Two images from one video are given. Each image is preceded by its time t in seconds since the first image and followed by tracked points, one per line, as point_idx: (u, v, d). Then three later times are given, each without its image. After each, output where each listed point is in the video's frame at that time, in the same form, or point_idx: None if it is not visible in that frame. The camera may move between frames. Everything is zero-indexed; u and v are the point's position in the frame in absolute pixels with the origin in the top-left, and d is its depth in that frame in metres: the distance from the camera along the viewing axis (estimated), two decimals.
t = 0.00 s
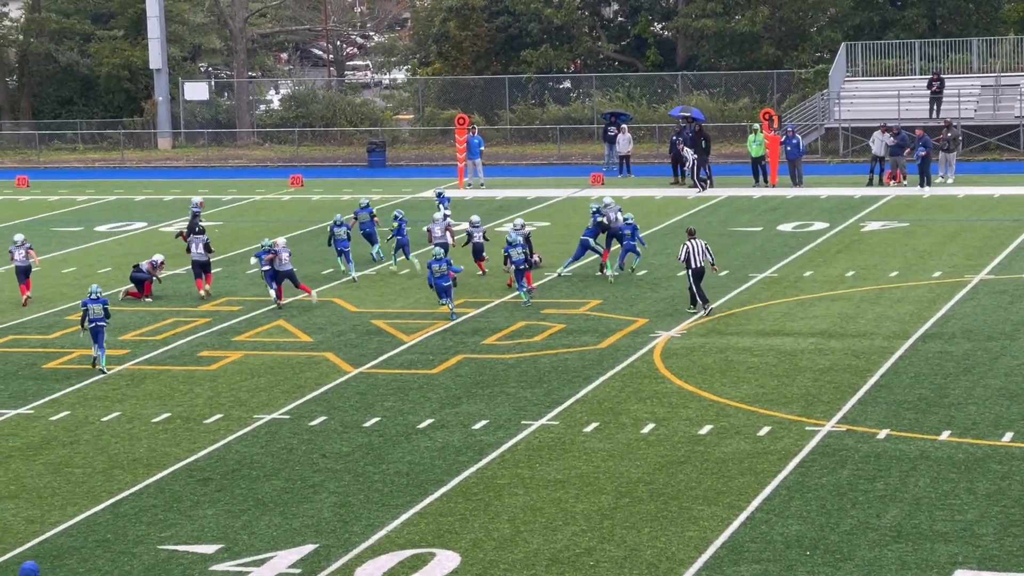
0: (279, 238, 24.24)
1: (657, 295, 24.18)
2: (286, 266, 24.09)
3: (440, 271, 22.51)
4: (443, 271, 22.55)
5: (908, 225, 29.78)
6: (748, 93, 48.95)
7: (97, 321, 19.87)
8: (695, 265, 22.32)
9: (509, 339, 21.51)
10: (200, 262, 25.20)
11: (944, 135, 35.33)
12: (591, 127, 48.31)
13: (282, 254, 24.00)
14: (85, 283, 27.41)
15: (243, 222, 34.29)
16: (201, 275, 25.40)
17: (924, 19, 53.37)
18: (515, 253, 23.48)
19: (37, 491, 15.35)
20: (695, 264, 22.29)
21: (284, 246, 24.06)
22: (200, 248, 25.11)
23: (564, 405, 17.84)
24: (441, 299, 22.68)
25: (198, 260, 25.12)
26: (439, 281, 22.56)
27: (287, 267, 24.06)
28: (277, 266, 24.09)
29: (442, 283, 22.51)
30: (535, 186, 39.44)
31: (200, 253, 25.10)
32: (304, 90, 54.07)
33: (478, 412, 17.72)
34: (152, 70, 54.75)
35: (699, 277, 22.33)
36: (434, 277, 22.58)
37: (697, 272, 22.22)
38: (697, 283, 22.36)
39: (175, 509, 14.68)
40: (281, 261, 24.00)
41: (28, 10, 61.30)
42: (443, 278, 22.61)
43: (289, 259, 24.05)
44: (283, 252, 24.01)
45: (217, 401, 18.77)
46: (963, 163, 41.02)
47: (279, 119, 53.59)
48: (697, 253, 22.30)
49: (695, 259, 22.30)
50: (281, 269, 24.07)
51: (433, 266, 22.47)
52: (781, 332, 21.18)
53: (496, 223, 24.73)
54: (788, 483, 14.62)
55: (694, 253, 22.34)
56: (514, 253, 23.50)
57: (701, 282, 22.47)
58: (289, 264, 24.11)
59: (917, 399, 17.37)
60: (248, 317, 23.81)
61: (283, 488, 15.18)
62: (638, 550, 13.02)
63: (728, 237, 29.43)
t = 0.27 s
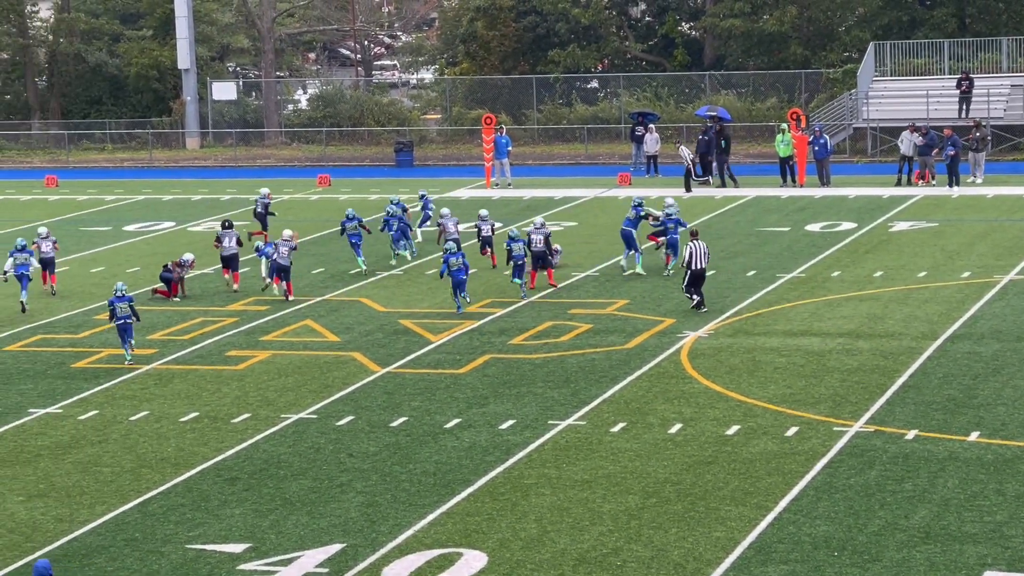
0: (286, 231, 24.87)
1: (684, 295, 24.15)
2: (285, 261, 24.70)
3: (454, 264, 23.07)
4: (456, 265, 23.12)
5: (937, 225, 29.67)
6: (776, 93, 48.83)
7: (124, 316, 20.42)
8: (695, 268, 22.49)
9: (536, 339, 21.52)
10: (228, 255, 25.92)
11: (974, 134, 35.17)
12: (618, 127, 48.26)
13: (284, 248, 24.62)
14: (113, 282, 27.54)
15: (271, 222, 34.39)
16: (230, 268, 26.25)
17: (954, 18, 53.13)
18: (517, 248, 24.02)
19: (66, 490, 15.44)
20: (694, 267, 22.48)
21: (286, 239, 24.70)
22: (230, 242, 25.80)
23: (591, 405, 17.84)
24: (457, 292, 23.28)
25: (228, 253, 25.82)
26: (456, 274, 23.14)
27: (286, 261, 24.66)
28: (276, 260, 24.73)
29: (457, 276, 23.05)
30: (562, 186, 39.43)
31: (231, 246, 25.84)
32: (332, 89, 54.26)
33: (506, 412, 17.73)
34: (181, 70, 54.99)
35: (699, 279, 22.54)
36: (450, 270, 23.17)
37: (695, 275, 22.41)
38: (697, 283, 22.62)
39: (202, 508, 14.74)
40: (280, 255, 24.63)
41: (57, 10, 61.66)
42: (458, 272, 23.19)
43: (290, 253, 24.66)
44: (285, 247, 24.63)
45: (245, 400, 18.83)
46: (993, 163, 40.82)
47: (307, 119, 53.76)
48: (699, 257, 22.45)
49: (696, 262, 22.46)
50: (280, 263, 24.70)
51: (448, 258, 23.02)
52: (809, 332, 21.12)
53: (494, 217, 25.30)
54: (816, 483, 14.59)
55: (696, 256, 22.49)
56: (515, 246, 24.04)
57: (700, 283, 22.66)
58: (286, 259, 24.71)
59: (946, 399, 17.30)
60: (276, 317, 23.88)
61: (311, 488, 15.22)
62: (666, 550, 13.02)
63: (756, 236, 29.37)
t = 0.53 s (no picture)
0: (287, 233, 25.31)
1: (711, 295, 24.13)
2: (285, 260, 25.13)
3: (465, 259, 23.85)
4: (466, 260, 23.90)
5: (965, 226, 29.54)
6: (804, 94, 48.72)
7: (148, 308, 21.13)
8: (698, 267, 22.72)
9: (563, 340, 21.53)
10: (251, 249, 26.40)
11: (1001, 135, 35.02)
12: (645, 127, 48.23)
13: (281, 249, 25.07)
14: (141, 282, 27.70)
15: (299, 222, 34.50)
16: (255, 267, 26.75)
17: (983, 19, 52.88)
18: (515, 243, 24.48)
19: (94, 489, 15.54)
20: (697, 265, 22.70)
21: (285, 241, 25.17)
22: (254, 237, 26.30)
23: (618, 406, 17.85)
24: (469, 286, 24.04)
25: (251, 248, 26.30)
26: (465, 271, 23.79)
27: (287, 262, 25.08)
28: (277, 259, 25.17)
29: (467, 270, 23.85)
30: (589, 186, 39.43)
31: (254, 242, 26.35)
32: (359, 90, 54.39)
33: (533, 412, 17.75)
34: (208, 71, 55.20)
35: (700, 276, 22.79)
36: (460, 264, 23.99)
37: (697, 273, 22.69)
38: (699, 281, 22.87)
39: (230, 508, 14.80)
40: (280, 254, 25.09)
41: (86, 11, 61.98)
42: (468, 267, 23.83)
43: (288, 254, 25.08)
44: (283, 248, 25.08)
45: (272, 401, 18.90)
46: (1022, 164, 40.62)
47: (334, 119, 53.90)
48: (701, 255, 22.66)
49: (697, 260, 22.71)
50: (280, 262, 25.14)
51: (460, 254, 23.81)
52: (837, 333, 21.07)
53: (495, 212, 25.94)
54: (844, 485, 14.55)
55: (698, 254, 22.70)
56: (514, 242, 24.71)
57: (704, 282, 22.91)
58: (287, 258, 25.14)
59: (975, 401, 17.22)
60: (303, 317, 23.97)
61: (338, 488, 15.27)
62: (693, 551, 13.01)
63: (783, 237, 29.32)
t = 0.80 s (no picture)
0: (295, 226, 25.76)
1: (738, 297, 24.10)
2: (295, 254, 25.60)
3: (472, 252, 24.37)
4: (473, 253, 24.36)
5: (993, 228, 29.42)
6: (831, 95, 48.60)
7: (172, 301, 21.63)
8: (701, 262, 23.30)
9: (589, 341, 21.54)
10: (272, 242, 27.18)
11: None
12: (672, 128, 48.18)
13: (291, 243, 25.53)
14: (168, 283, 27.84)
15: (324, 223, 34.62)
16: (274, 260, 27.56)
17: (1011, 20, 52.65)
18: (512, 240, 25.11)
19: (120, 489, 15.63)
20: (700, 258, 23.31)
21: (294, 234, 25.62)
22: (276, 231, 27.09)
23: (644, 407, 17.84)
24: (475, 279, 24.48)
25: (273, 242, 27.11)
26: (473, 263, 24.41)
27: (297, 255, 25.56)
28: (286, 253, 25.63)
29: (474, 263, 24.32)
30: (615, 188, 39.41)
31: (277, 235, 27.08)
32: (386, 91, 54.48)
33: (559, 413, 17.76)
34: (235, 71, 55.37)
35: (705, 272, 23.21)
36: (468, 259, 24.43)
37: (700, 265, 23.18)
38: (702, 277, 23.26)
39: (256, 509, 14.87)
40: (291, 248, 25.54)
41: (113, 12, 62.29)
42: (476, 261, 24.48)
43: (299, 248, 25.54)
44: (292, 241, 25.53)
45: (298, 402, 18.97)
46: None
47: (361, 120, 54.01)
48: (704, 248, 23.36)
49: (700, 253, 23.34)
50: (290, 255, 25.60)
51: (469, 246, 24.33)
52: (863, 335, 21.02)
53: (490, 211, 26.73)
54: (871, 487, 14.51)
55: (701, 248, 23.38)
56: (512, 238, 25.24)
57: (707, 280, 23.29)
58: (297, 251, 25.62)
59: (1002, 404, 17.16)
60: (329, 318, 24.04)
61: (363, 489, 15.32)
62: (719, 553, 13.00)
63: (810, 239, 29.26)
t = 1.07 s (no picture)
0: (312, 231, 26.05)
1: (763, 300, 24.07)
2: (309, 257, 25.81)
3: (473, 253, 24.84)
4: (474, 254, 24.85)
5: (1020, 232, 29.30)
6: (857, 98, 48.48)
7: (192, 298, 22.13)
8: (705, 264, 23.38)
9: (615, 344, 21.56)
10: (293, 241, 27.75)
11: None
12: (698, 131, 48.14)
13: (308, 245, 25.79)
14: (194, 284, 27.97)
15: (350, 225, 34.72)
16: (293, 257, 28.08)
17: None
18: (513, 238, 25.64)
19: (146, 491, 15.72)
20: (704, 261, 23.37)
21: (311, 238, 25.89)
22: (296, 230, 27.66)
23: (670, 410, 17.85)
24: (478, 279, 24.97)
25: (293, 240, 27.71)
26: (473, 262, 24.91)
27: (311, 257, 25.76)
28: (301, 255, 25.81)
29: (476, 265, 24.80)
30: (641, 191, 39.39)
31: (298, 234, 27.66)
32: (412, 93, 54.61)
33: (584, 416, 17.78)
34: (261, 74, 55.58)
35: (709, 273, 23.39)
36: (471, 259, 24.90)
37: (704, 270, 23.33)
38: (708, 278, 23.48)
39: (281, 511, 14.92)
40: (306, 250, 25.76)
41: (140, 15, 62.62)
42: (477, 260, 24.96)
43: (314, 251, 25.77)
44: (310, 244, 25.78)
45: (323, 404, 19.04)
46: None
47: (387, 123, 54.15)
48: (709, 251, 23.31)
49: (705, 257, 23.35)
50: (304, 258, 25.79)
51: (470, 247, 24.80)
52: (889, 338, 20.98)
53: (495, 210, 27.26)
54: (896, 491, 14.48)
55: (706, 251, 23.35)
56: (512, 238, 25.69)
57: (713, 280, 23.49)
58: (311, 254, 25.81)
59: None
60: (355, 320, 24.12)
61: (388, 491, 15.37)
62: (744, 556, 13.00)
63: (836, 242, 29.20)
